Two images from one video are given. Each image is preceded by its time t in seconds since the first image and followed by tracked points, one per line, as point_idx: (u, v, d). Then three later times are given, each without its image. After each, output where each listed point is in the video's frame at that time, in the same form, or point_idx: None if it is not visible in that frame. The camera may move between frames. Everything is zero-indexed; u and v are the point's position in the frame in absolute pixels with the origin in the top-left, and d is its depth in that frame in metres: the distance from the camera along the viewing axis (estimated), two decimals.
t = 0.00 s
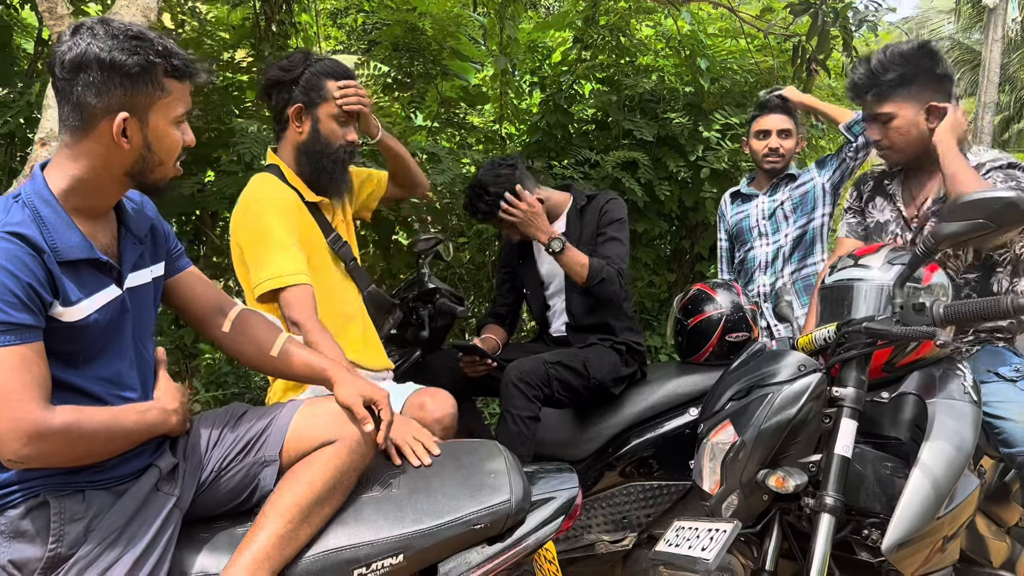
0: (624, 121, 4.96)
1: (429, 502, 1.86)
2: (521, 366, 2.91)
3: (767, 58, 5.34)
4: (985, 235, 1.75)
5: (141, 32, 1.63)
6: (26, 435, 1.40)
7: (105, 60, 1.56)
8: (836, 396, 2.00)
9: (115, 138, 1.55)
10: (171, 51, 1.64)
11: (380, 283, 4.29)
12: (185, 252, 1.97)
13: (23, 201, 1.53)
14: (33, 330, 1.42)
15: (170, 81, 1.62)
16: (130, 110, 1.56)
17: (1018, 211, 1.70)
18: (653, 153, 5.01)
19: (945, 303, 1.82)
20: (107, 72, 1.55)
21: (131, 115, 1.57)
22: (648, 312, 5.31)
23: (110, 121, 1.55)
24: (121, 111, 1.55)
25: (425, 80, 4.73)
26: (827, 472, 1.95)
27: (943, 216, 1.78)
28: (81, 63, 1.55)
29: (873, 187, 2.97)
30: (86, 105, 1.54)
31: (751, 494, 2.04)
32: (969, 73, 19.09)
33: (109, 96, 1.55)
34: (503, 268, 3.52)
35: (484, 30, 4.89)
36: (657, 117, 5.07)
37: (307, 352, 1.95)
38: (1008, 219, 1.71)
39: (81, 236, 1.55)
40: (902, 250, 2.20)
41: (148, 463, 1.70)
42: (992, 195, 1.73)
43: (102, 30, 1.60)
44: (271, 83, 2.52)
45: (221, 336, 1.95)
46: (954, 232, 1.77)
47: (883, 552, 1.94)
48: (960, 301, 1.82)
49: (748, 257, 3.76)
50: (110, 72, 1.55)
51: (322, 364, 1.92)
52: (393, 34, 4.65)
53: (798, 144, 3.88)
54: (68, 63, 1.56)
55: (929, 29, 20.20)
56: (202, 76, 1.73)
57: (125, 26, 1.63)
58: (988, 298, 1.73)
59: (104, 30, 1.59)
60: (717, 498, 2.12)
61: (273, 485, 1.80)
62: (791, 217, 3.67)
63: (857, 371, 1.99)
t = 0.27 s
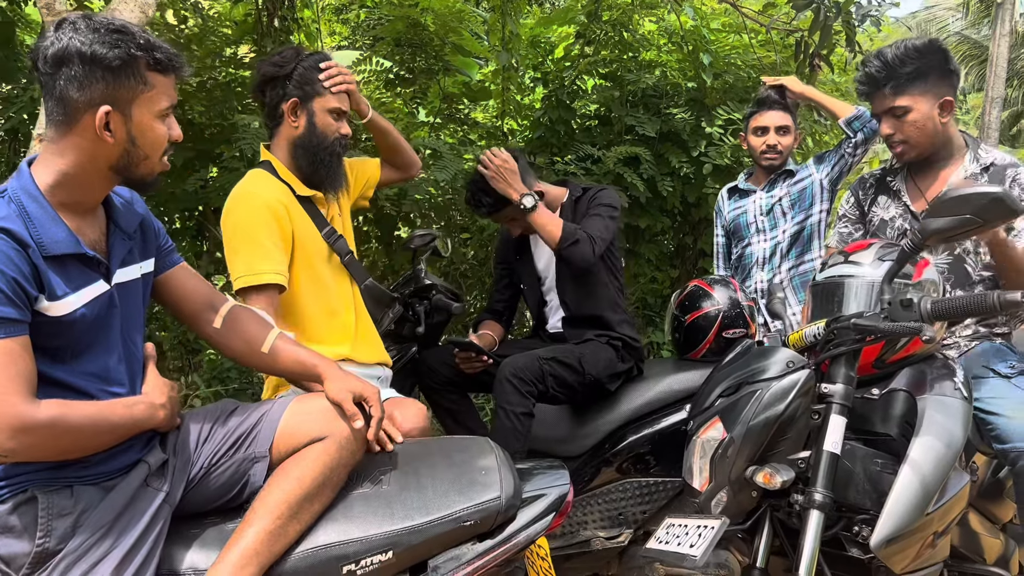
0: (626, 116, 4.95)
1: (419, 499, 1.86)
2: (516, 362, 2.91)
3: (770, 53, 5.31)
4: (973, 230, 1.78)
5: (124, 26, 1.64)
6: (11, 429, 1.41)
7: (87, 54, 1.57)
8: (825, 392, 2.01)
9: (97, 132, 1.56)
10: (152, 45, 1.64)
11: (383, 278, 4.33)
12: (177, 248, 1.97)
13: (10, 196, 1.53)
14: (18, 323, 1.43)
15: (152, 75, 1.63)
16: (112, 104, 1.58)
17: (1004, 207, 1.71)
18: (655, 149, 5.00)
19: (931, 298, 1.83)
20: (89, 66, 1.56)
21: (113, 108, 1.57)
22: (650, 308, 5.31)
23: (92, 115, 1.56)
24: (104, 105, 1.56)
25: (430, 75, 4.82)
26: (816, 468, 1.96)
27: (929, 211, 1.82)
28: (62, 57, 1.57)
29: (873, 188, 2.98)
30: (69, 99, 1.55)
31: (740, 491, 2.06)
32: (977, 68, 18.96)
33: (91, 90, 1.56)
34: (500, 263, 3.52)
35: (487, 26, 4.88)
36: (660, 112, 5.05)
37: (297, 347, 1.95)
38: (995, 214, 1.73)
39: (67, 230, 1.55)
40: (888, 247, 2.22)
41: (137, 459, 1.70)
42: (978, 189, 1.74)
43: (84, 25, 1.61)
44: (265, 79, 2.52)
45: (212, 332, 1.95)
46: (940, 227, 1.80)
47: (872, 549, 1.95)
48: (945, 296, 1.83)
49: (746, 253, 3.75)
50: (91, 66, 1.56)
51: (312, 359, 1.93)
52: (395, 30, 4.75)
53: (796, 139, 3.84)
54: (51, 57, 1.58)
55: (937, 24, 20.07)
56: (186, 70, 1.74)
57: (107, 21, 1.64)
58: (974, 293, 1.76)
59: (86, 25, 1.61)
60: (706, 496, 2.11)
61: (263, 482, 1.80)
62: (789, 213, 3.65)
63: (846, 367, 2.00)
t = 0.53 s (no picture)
0: (629, 113, 4.93)
1: (406, 497, 1.87)
2: (509, 360, 2.91)
3: (773, 50, 5.29)
4: (963, 229, 1.76)
5: (110, 25, 1.64)
6: None
7: (73, 52, 1.58)
8: (814, 393, 2.01)
9: (83, 130, 1.57)
10: (139, 44, 1.65)
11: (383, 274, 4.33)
12: (166, 246, 1.98)
13: None
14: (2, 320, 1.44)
15: (139, 74, 1.64)
16: (98, 102, 1.58)
17: (993, 207, 1.70)
18: (658, 145, 4.96)
19: (921, 298, 1.84)
20: (75, 64, 1.57)
21: (98, 106, 1.58)
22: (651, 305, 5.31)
23: (78, 112, 1.56)
24: (89, 102, 1.57)
25: (432, 72, 4.74)
26: (805, 468, 1.95)
27: (921, 210, 1.80)
28: (49, 55, 1.58)
29: (874, 185, 2.96)
30: (55, 96, 1.56)
31: (728, 490, 2.05)
32: (986, 64, 18.83)
33: (77, 87, 1.57)
34: (496, 260, 3.51)
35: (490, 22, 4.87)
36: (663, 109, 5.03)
37: (284, 346, 1.95)
38: (984, 213, 1.72)
39: (53, 228, 1.57)
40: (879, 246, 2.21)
41: (125, 456, 1.71)
42: (967, 188, 1.73)
43: (71, 23, 1.62)
44: (261, 79, 2.52)
45: (201, 330, 1.96)
46: (930, 227, 1.79)
47: (861, 548, 1.94)
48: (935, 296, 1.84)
49: (743, 251, 3.73)
50: (77, 64, 1.57)
51: (300, 358, 1.92)
52: (398, 27, 4.67)
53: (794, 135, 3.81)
54: (38, 55, 1.59)
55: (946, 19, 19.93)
56: (173, 69, 1.74)
57: (95, 20, 1.65)
58: (965, 293, 1.76)
59: (74, 24, 1.62)
60: (696, 494, 2.09)
61: (250, 480, 1.81)
62: (787, 212, 3.66)
63: (836, 366, 2.00)
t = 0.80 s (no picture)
0: (634, 110, 4.89)
1: (397, 494, 1.87)
2: (505, 357, 2.92)
3: (779, 46, 5.26)
4: (957, 229, 1.73)
5: (101, 22, 1.65)
6: None
7: (64, 50, 1.59)
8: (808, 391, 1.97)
9: (76, 127, 1.58)
10: (131, 42, 1.66)
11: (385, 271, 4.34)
12: (159, 243, 2.00)
13: None
14: None
15: (131, 71, 1.65)
16: (90, 99, 1.59)
17: (989, 205, 1.66)
18: (663, 142, 4.95)
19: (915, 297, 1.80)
20: (66, 61, 1.58)
21: (91, 103, 1.59)
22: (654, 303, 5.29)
23: (70, 110, 1.57)
24: (81, 99, 1.58)
25: (437, 69, 4.77)
26: (799, 468, 1.92)
27: (915, 208, 1.76)
28: (41, 53, 1.59)
29: (877, 182, 2.90)
30: (48, 94, 1.57)
31: (720, 488, 2.05)
32: (997, 61, 18.67)
33: (69, 84, 1.58)
34: (496, 257, 3.52)
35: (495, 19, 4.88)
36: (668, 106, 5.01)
37: (276, 344, 1.97)
38: (979, 212, 1.68)
39: (45, 225, 1.58)
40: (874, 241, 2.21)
41: (116, 451, 1.72)
42: (962, 187, 1.70)
43: (62, 22, 1.63)
44: (258, 79, 2.51)
45: (194, 327, 1.97)
46: (925, 226, 1.75)
47: (852, 547, 1.93)
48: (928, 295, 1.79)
49: (743, 248, 3.73)
50: (68, 61, 1.58)
51: (293, 355, 1.94)
52: (403, 24, 4.68)
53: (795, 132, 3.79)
54: (29, 54, 1.60)
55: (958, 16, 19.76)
56: (165, 67, 1.76)
57: (87, 19, 1.66)
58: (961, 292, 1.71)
59: (65, 22, 1.63)
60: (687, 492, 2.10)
61: (242, 476, 1.82)
62: (787, 209, 3.65)
63: (830, 365, 1.97)
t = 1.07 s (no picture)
0: (640, 107, 4.86)
1: (387, 492, 1.88)
2: (502, 355, 2.92)
3: (786, 43, 5.22)
4: (953, 228, 1.71)
5: (86, 17, 1.66)
6: None
7: (53, 47, 1.59)
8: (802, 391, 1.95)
9: (71, 122, 1.59)
10: (117, 34, 1.67)
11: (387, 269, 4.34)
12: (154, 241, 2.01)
13: None
14: None
15: (120, 64, 1.65)
16: (83, 93, 1.60)
17: (983, 205, 1.64)
18: (669, 140, 4.92)
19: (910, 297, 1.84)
20: (56, 57, 1.59)
21: (84, 98, 1.60)
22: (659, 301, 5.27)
23: (64, 105, 1.58)
24: (75, 95, 1.59)
25: (444, 67, 4.80)
26: (792, 468, 1.90)
27: (911, 209, 1.75)
28: (30, 52, 1.60)
29: (874, 181, 2.87)
30: (40, 91, 1.58)
31: (713, 488, 2.05)
32: (1012, 58, 18.46)
33: (61, 80, 1.59)
34: (496, 255, 3.51)
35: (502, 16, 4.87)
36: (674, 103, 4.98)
37: (269, 342, 1.98)
38: (974, 212, 1.66)
39: (39, 221, 1.58)
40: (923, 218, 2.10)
41: (109, 449, 1.74)
42: (956, 186, 1.68)
43: (48, 19, 1.64)
44: (252, 77, 2.53)
45: (187, 325, 1.98)
46: (920, 226, 1.74)
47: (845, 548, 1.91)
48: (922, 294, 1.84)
49: (742, 246, 3.70)
50: (58, 57, 1.59)
51: (285, 353, 1.95)
52: (409, 22, 4.75)
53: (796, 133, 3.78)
54: (18, 53, 1.60)
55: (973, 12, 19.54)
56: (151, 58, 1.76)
57: (72, 14, 1.67)
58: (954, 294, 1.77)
59: (51, 19, 1.63)
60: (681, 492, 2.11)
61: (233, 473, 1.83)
62: (786, 206, 3.64)
63: (825, 365, 1.96)
